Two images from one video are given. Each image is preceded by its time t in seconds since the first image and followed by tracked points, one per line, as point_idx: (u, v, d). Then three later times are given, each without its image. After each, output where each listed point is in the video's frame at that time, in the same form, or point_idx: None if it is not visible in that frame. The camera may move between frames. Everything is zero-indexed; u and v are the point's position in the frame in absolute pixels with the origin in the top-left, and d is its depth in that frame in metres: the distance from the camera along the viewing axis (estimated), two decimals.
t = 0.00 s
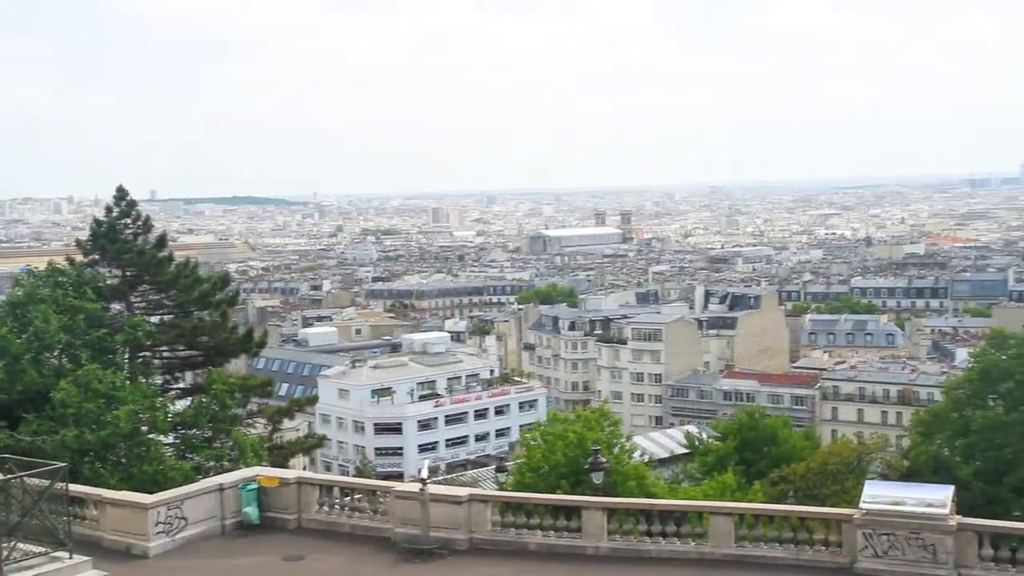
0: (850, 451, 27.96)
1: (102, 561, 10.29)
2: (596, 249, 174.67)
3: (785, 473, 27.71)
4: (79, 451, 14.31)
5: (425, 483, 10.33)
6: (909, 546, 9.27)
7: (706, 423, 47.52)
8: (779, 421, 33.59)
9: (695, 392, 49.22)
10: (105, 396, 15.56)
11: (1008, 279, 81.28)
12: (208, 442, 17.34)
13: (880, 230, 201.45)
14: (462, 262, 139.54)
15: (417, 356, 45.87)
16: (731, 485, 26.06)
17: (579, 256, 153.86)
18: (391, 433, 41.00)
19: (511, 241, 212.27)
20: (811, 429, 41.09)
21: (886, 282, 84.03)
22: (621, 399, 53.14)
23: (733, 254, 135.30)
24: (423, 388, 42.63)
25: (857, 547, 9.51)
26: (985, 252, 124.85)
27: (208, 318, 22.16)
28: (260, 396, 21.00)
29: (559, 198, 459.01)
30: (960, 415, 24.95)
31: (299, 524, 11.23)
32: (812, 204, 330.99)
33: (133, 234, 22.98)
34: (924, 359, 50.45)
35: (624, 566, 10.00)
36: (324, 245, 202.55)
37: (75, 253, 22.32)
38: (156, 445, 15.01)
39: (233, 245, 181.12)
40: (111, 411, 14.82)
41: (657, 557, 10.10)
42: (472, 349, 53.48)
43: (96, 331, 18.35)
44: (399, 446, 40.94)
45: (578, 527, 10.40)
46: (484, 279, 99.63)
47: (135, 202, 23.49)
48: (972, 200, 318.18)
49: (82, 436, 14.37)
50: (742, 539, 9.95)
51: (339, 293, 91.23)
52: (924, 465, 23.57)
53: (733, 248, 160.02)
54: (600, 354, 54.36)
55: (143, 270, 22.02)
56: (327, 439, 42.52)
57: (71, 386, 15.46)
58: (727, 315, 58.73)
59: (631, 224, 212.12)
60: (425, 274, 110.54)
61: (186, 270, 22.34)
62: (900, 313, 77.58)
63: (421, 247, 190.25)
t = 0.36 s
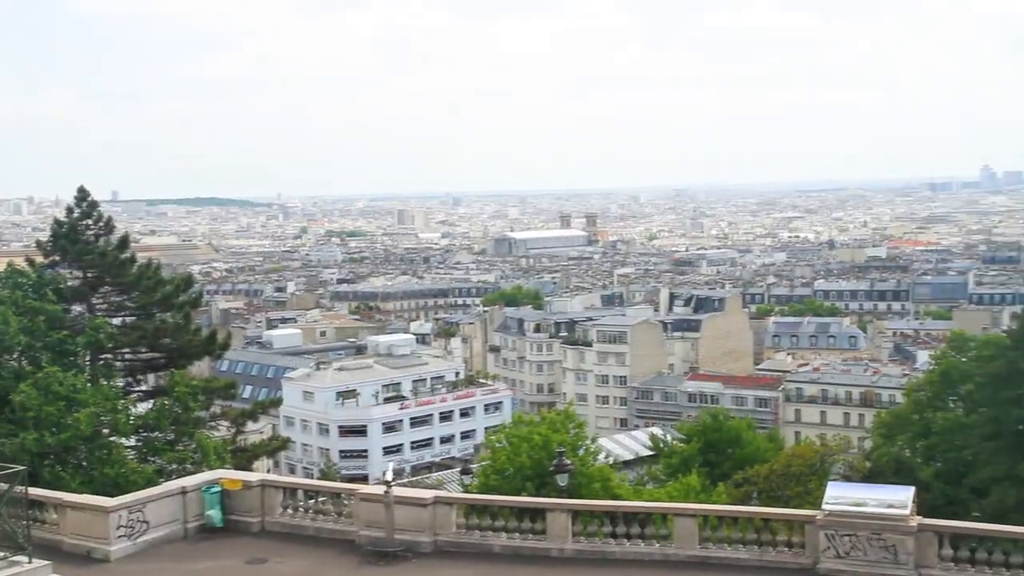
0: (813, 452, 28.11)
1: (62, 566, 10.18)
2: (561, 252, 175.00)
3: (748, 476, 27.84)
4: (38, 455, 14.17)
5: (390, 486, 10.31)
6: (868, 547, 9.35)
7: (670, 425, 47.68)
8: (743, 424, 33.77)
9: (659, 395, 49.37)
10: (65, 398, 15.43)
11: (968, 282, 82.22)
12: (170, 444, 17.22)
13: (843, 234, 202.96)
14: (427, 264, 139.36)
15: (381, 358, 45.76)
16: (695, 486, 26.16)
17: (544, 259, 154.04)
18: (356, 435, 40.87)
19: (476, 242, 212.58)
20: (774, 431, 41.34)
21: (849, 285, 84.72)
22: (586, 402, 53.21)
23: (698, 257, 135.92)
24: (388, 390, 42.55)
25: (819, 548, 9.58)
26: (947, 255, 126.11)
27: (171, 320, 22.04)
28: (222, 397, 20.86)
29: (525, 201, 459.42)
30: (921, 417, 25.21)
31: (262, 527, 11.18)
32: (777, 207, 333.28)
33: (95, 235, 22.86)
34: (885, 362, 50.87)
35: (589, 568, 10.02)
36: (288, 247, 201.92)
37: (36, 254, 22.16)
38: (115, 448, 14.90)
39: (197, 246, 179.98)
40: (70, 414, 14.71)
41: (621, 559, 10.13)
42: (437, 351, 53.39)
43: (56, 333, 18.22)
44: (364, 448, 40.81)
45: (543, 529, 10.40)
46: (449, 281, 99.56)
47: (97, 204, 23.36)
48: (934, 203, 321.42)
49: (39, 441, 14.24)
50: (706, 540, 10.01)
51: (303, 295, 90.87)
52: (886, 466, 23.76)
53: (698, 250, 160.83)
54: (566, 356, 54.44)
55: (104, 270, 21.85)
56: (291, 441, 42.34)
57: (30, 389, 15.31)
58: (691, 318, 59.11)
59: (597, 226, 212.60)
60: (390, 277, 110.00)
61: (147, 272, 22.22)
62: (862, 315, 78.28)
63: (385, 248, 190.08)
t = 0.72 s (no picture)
0: (778, 451, 28.23)
1: (24, 570, 10.09)
2: (527, 252, 175.53)
3: (714, 475, 27.93)
4: None
5: (355, 486, 10.27)
6: (831, 545, 9.41)
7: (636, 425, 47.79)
8: (708, 423, 33.94)
9: (625, 395, 49.50)
10: (27, 399, 15.28)
11: (929, 282, 83.02)
12: (132, 446, 17.09)
13: (807, 235, 204.48)
14: (392, 264, 138.80)
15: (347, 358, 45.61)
16: (661, 486, 26.23)
17: (510, 259, 153.91)
18: (322, 436, 40.70)
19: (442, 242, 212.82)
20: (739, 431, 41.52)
21: (812, 285, 85.28)
22: (552, 402, 53.23)
23: (663, 257, 136.41)
24: (354, 391, 42.40)
25: (783, 547, 9.62)
26: (909, 256, 127.15)
27: (134, 320, 21.85)
28: (186, 399, 20.72)
29: (491, 201, 459.56)
30: (884, 416, 25.38)
31: (227, 528, 11.11)
32: (741, 208, 334.92)
33: (57, 234, 22.64)
34: (848, 362, 51.22)
35: (556, 568, 10.01)
36: (253, 247, 201.44)
37: None
38: (78, 450, 14.77)
39: (160, 246, 179.25)
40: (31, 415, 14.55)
41: (587, 558, 10.14)
42: (402, 351, 53.29)
43: (15, 333, 18.09)
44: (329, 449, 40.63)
45: (509, 529, 10.40)
46: (415, 282, 99.35)
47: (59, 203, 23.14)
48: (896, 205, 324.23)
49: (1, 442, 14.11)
50: (671, 540, 10.05)
51: (268, 295, 90.50)
52: (850, 465, 23.91)
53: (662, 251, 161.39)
54: (532, 357, 54.49)
55: (65, 271, 21.62)
56: (256, 442, 42.13)
57: None
58: (656, 318, 59.30)
59: (562, 226, 212.91)
60: (356, 277, 109.39)
61: (110, 271, 22.01)
62: (826, 316, 78.84)
63: (350, 248, 190.04)
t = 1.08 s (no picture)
0: (743, 443, 28.35)
1: None
2: (494, 246, 175.62)
3: (680, 467, 28.07)
4: None
5: (322, 481, 10.23)
6: (795, 535, 9.48)
7: (602, 418, 47.93)
8: (675, 416, 34.10)
9: (591, 388, 49.61)
10: None
11: (892, 275, 83.73)
12: (94, 439, 16.94)
13: (772, 228, 205.69)
14: (359, 258, 138.41)
15: (313, 352, 45.43)
16: (628, 479, 26.33)
17: (476, 253, 153.77)
18: (288, 430, 40.55)
19: (409, 236, 212.35)
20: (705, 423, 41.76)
21: (777, 278, 85.82)
22: (519, 395, 53.30)
23: (630, 250, 136.81)
24: (320, 384, 42.26)
25: (748, 538, 9.69)
26: (873, 249, 128.12)
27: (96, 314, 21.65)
28: (151, 393, 20.60)
29: (457, 194, 459.16)
30: (848, 408, 25.60)
31: (191, 523, 11.06)
32: (707, 201, 336.09)
33: (17, 228, 22.41)
34: (813, 354, 51.59)
35: (524, 560, 10.03)
36: (217, 240, 200.36)
37: None
38: (40, 445, 14.65)
39: (123, 239, 177.88)
40: None
41: (555, 551, 10.16)
42: (369, 345, 53.21)
43: None
44: (295, 443, 40.48)
45: (475, 522, 10.41)
46: (381, 275, 99.19)
47: (17, 197, 22.83)
48: (860, 198, 326.74)
49: None
50: (638, 531, 10.10)
51: (233, 289, 90.06)
52: (815, 457, 24.12)
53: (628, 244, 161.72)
54: (499, 350, 54.52)
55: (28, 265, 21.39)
56: (221, 437, 41.94)
57: None
58: (622, 311, 59.50)
59: (529, 220, 213.00)
60: (321, 271, 108.99)
61: (70, 266, 21.80)
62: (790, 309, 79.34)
63: (315, 242, 189.23)
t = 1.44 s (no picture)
0: (699, 438, 28.48)
1: None
2: (451, 243, 175.40)
3: (636, 462, 28.20)
4: None
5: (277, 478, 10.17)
6: (751, 530, 9.53)
7: (559, 414, 48.03)
8: (631, 412, 34.26)
9: (548, 384, 49.71)
10: None
11: (846, 271, 84.52)
12: (45, 438, 16.70)
13: (727, 224, 206.87)
14: (314, 255, 137.69)
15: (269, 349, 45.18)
16: (585, 475, 26.42)
17: (433, 249, 153.43)
18: (243, 429, 40.28)
19: (365, 232, 211.54)
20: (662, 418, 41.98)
21: (732, 274, 86.37)
22: (476, 392, 53.28)
23: (587, 247, 137.13)
24: (276, 382, 42.04)
25: (704, 533, 9.73)
26: (826, 245, 129.17)
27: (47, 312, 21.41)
28: (103, 392, 20.39)
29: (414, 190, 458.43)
30: (802, 403, 25.82)
31: (144, 523, 10.95)
32: (664, 198, 337.71)
33: None
34: (768, 349, 52.00)
35: (481, 557, 10.02)
36: (171, 237, 198.41)
37: None
38: None
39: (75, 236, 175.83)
40: None
41: (512, 548, 10.16)
42: (326, 342, 52.97)
43: None
44: (251, 441, 40.25)
45: (432, 519, 10.38)
46: (337, 272, 98.75)
47: None
48: (814, 194, 329.70)
49: None
50: (594, 528, 10.11)
51: (187, 286, 89.26)
52: (769, 451, 24.32)
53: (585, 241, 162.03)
54: (456, 347, 54.45)
55: None
56: (176, 436, 41.62)
57: None
58: (579, 307, 59.67)
59: (486, 217, 212.71)
60: (277, 267, 108.29)
61: (19, 264, 21.54)
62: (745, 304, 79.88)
63: (271, 238, 187.80)
